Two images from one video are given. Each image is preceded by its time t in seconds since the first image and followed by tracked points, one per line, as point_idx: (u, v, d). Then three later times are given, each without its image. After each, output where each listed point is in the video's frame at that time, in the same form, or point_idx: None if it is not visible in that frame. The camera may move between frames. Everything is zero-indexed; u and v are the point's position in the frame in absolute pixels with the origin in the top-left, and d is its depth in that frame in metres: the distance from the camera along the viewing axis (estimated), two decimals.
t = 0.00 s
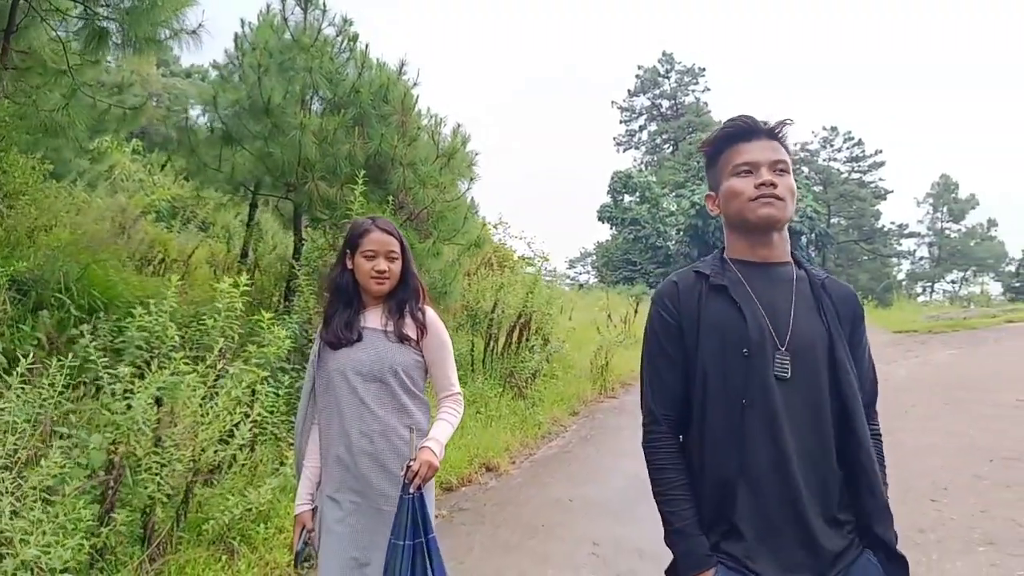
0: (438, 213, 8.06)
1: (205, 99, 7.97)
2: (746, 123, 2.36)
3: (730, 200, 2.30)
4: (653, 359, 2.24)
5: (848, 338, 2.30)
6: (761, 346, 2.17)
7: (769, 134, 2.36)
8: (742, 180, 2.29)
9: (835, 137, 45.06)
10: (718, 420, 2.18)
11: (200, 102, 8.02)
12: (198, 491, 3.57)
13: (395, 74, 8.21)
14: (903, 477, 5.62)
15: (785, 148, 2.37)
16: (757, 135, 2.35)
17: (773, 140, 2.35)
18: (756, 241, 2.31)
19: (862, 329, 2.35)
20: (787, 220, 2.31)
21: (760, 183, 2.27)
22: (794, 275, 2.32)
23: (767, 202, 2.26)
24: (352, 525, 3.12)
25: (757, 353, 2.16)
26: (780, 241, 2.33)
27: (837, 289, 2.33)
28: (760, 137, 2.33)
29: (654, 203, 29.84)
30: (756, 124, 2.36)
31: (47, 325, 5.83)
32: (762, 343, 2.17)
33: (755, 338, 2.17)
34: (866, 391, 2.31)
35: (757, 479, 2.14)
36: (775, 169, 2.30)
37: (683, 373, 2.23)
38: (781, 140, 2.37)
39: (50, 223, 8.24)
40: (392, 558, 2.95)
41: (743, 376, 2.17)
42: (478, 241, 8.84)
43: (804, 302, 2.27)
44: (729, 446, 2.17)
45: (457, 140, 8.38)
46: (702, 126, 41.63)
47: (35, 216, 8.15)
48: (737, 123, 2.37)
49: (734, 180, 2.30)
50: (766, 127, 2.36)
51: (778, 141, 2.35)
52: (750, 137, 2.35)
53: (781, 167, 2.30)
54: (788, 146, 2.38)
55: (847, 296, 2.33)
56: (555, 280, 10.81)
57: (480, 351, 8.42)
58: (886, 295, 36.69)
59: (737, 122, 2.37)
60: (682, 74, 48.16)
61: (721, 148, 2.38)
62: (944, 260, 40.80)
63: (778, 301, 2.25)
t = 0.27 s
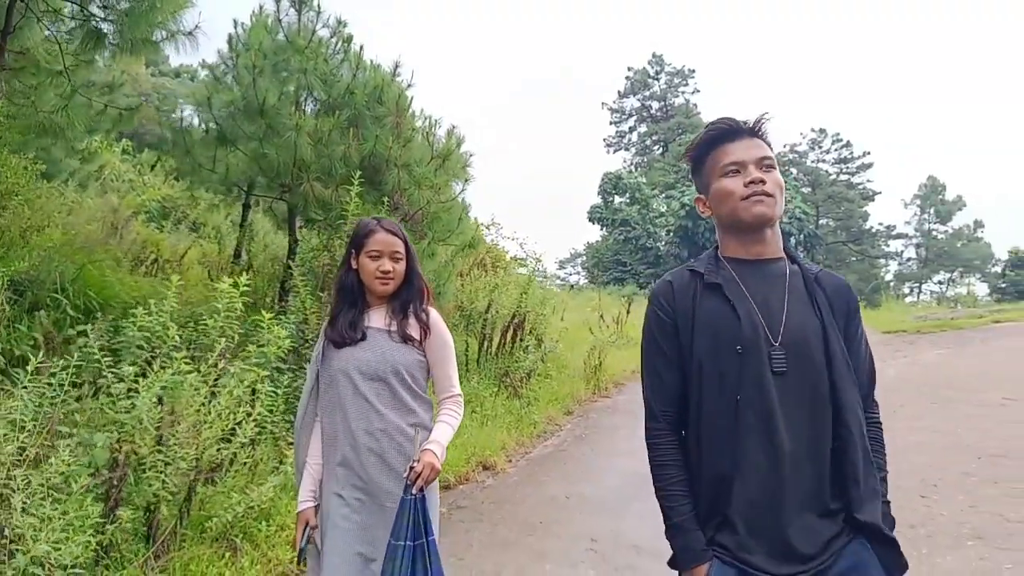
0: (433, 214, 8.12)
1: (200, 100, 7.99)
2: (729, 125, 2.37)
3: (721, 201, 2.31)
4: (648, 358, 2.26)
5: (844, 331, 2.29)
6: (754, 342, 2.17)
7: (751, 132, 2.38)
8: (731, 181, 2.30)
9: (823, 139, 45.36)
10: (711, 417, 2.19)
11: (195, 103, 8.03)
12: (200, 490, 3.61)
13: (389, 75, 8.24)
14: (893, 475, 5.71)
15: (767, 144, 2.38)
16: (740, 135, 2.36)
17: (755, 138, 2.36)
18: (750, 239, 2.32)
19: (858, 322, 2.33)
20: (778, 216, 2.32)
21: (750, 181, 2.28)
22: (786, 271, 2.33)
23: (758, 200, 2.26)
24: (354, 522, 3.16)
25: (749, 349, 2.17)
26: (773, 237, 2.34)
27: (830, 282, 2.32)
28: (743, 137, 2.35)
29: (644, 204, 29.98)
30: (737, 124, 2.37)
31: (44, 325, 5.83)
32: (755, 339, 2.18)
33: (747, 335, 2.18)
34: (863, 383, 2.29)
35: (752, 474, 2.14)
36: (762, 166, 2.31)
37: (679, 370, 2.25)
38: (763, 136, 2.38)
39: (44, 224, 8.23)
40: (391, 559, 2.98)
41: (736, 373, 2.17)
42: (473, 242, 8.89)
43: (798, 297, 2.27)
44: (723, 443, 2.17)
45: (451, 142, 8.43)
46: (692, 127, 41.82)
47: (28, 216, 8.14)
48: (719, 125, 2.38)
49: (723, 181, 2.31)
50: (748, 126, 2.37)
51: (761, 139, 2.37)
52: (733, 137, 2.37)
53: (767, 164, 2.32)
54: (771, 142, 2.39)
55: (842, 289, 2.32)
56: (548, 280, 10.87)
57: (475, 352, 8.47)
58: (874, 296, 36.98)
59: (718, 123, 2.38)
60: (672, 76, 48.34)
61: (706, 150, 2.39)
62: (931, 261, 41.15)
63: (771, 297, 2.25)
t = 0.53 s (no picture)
0: (428, 215, 8.17)
1: (194, 100, 7.97)
2: (722, 127, 2.39)
3: (714, 204, 2.33)
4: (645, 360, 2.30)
5: (841, 327, 2.27)
6: (746, 341, 2.19)
7: (745, 135, 2.39)
8: (724, 183, 2.31)
9: (813, 141, 45.62)
10: (706, 417, 2.22)
11: (189, 104, 8.02)
12: (201, 488, 3.63)
13: (384, 77, 8.25)
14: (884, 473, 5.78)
15: (761, 147, 2.39)
16: (734, 138, 2.38)
17: (749, 140, 2.37)
18: (743, 241, 2.32)
19: (857, 316, 2.30)
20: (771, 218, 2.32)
21: (741, 184, 2.29)
22: (780, 271, 2.31)
23: (750, 202, 2.27)
24: (356, 521, 3.20)
25: (742, 349, 2.18)
26: (767, 239, 2.34)
27: (825, 277, 2.31)
28: (736, 140, 2.36)
29: (636, 206, 30.07)
30: (730, 127, 2.39)
31: (40, 325, 5.83)
32: (747, 339, 2.19)
33: (739, 335, 2.20)
34: (862, 378, 2.26)
35: (746, 472, 2.16)
36: (755, 169, 2.32)
37: (675, 372, 2.28)
38: (757, 139, 2.39)
39: (36, 224, 8.20)
40: (393, 560, 3.03)
41: (729, 372, 2.19)
42: (467, 243, 8.93)
43: (792, 295, 2.26)
44: (717, 442, 2.20)
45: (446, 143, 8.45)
46: (683, 129, 41.98)
47: (21, 216, 8.11)
48: (713, 128, 2.40)
49: (717, 184, 2.33)
50: (741, 129, 2.39)
51: (754, 142, 2.38)
52: (727, 140, 2.38)
53: (761, 166, 2.32)
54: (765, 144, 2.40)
55: (840, 284, 2.30)
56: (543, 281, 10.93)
57: (470, 352, 8.52)
58: (863, 297, 37.24)
59: (712, 126, 2.40)
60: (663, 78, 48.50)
61: (701, 154, 2.41)
62: (919, 262, 41.47)
63: (764, 296, 2.26)
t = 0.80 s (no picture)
0: (423, 216, 8.22)
1: (188, 101, 7.98)
2: (717, 132, 2.41)
3: (712, 209, 2.35)
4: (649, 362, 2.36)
5: (842, 325, 2.25)
6: (744, 342, 2.21)
7: (741, 138, 2.41)
8: (722, 188, 2.34)
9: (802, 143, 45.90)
10: (705, 417, 2.25)
11: (184, 104, 8.03)
12: (204, 486, 3.67)
13: (378, 77, 8.28)
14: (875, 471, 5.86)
15: (757, 149, 2.41)
16: (729, 142, 2.40)
17: (744, 144, 2.39)
18: (742, 245, 2.34)
19: (862, 313, 2.27)
20: (769, 220, 2.33)
21: (738, 189, 2.31)
22: (781, 271, 2.31)
23: (747, 207, 2.28)
24: (358, 520, 3.24)
25: (740, 350, 2.21)
26: (767, 240, 2.35)
27: (825, 275, 2.28)
28: (731, 145, 2.38)
29: (626, 207, 30.18)
30: (725, 131, 2.40)
31: (36, 326, 5.84)
32: (744, 341, 2.21)
33: (737, 336, 2.22)
34: (865, 376, 2.22)
35: (744, 472, 2.18)
36: (750, 173, 2.34)
37: (678, 373, 2.33)
38: (753, 142, 2.41)
39: (30, 224, 8.18)
40: (397, 560, 3.10)
41: (727, 373, 2.22)
42: (462, 243, 8.98)
43: (791, 294, 2.26)
44: (716, 442, 2.23)
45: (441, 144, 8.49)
46: (673, 130, 42.15)
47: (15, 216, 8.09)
48: (709, 133, 2.42)
49: (713, 190, 2.35)
50: (736, 133, 2.41)
51: (750, 145, 2.39)
52: (724, 144, 2.41)
53: (756, 170, 2.34)
54: (761, 146, 2.42)
55: (842, 282, 2.27)
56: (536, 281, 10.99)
57: (465, 352, 8.57)
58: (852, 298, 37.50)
59: (706, 132, 2.42)
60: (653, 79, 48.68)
61: (698, 159, 2.43)
62: (907, 263, 41.81)
63: (763, 298, 2.26)
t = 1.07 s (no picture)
0: (418, 215, 8.24)
1: (182, 100, 7.95)
2: (718, 133, 2.43)
3: (714, 209, 2.37)
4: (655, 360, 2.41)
5: (845, 320, 2.22)
6: (744, 341, 2.23)
7: (741, 137, 2.43)
8: (723, 188, 2.36)
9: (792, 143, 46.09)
10: (707, 414, 2.28)
11: (178, 103, 8.00)
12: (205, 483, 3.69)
13: (373, 77, 8.27)
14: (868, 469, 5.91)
15: (759, 148, 2.42)
16: (730, 142, 2.42)
17: (745, 143, 2.41)
18: (746, 243, 2.36)
19: (867, 308, 2.24)
20: (771, 217, 2.34)
21: (738, 188, 2.33)
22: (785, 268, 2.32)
23: (749, 205, 2.30)
24: (357, 519, 3.23)
25: (740, 349, 2.23)
26: (771, 237, 2.35)
27: (830, 271, 2.27)
28: (733, 144, 2.40)
29: (618, 207, 30.23)
30: (725, 132, 2.43)
31: (33, 324, 5.80)
32: (745, 339, 2.23)
33: (737, 335, 2.24)
34: (869, 372, 2.19)
35: (743, 468, 2.21)
36: (752, 172, 2.35)
37: (683, 370, 2.37)
38: (753, 141, 2.43)
39: (23, 223, 8.14)
40: (400, 560, 3.08)
41: (727, 371, 2.24)
42: (457, 242, 9.00)
43: (793, 291, 2.26)
44: (717, 438, 2.27)
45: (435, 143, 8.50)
46: (665, 130, 42.23)
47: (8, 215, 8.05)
48: (709, 134, 2.44)
49: (715, 190, 2.37)
50: (736, 132, 2.43)
51: (751, 144, 2.41)
52: (725, 144, 2.43)
53: (757, 169, 2.36)
54: (762, 144, 2.43)
55: (846, 276, 2.25)
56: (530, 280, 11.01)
57: (460, 351, 8.59)
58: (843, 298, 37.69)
59: (707, 133, 2.44)
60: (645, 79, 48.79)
61: (699, 160, 2.45)
62: (897, 263, 42.06)
63: (766, 297, 2.27)
